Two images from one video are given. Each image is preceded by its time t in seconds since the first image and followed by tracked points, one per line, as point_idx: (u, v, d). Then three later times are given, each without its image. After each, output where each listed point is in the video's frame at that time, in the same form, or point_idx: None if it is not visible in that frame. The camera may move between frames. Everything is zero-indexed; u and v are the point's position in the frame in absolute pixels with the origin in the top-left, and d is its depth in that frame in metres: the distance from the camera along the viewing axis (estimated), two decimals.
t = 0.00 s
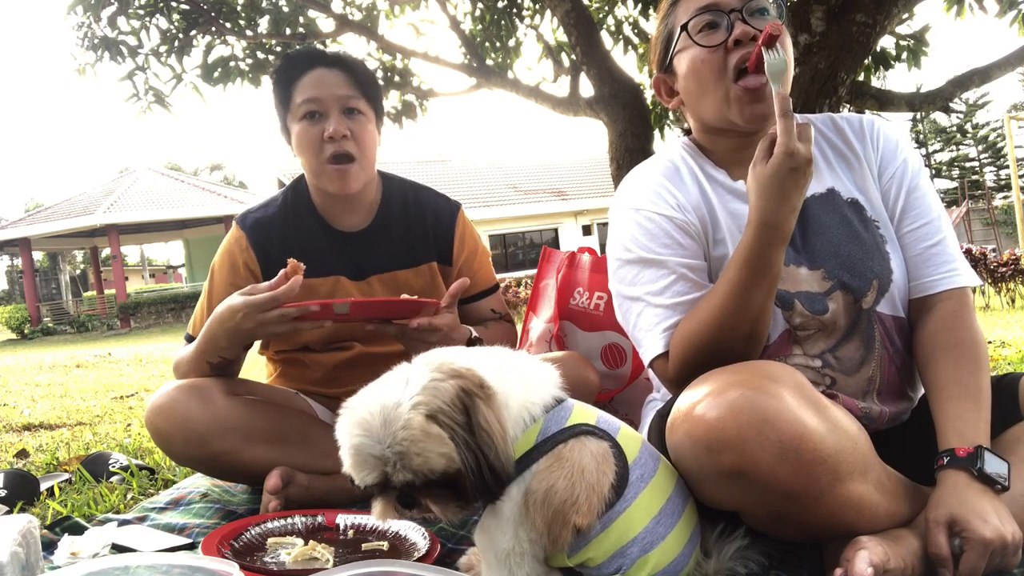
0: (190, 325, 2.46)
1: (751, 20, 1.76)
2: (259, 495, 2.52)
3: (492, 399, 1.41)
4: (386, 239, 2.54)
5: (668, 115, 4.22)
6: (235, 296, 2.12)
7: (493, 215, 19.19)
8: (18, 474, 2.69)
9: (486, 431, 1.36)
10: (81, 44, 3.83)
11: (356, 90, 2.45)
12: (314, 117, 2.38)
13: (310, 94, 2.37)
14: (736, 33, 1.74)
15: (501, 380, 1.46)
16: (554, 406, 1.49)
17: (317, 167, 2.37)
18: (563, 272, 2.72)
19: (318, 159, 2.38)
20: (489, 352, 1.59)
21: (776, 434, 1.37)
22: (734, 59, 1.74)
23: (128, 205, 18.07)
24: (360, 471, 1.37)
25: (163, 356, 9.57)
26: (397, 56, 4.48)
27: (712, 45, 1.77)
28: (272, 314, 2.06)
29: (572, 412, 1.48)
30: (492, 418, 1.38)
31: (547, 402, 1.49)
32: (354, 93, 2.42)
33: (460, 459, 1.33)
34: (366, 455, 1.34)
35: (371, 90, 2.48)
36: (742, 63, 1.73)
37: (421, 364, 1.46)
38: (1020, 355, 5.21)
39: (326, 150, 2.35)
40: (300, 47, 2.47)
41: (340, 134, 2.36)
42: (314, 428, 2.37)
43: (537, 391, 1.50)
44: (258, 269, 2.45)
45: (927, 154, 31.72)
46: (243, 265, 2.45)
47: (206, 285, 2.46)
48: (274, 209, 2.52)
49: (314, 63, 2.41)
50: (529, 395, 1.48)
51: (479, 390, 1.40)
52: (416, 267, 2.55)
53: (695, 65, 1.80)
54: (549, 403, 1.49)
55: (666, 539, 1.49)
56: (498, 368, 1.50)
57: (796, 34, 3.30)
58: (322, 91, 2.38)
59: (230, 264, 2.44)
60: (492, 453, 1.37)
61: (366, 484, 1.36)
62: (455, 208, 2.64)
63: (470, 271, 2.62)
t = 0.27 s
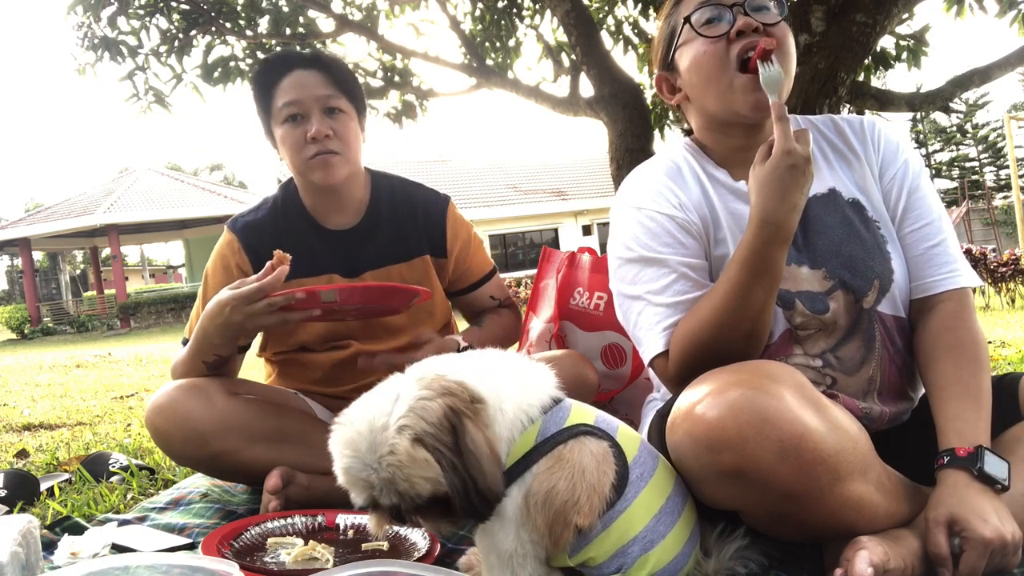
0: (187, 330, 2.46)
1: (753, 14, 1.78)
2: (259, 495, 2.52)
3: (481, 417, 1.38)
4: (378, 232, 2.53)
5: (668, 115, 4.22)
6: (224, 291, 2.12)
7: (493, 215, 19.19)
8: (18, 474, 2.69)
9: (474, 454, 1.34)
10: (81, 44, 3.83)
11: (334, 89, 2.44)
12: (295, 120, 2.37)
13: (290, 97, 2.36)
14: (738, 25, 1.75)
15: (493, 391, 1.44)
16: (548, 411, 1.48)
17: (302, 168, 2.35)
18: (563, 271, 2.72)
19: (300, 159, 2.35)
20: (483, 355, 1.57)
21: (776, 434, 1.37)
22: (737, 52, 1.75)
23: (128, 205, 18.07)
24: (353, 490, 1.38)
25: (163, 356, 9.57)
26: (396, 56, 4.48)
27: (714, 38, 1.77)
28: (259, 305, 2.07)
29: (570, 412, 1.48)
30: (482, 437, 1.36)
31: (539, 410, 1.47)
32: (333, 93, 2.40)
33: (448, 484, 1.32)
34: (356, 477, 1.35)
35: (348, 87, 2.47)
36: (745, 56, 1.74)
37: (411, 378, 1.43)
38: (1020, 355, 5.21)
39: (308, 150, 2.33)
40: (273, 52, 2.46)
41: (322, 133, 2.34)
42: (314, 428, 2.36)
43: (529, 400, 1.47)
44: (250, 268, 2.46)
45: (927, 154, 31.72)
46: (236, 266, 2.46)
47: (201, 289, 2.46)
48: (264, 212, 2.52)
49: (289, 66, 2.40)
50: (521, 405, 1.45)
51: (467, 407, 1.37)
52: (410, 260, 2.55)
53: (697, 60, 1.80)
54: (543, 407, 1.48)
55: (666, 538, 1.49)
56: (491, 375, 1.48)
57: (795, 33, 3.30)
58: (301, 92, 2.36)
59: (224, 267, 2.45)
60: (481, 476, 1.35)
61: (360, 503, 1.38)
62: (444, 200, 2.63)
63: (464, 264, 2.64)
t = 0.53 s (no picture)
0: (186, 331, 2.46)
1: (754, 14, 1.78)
2: (259, 496, 2.52)
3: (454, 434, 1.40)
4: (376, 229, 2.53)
5: (668, 115, 4.22)
6: (218, 291, 2.13)
7: (493, 215, 19.18)
8: (18, 474, 2.69)
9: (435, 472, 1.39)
10: (81, 44, 3.83)
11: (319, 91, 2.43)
12: (284, 125, 2.37)
13: (278, 101, 2.36)
14: (739, 24, 1.75)
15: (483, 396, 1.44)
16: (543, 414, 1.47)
17: (296, 173, 2.36)
18: (563, 271, 2.72)
19: (292, 164, 2.36)
20: (480, 356, 1.57)
21: (776, 433, 1.37)
22: (738, 51, 1.75)
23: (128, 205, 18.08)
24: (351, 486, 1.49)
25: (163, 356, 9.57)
26: (396, 56, 4.48)
27: (715, 37, 1.77)
28: (252, 304, 2.09)
29: (570, 412, 1.48)
30: (448, 456, 1.39)
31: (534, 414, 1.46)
32: (318, 95, 2.40)
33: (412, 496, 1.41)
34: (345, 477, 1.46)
35: (333, 89, 2.46)
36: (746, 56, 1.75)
37: (398, 377, 1.47)
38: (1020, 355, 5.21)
39: (299, 154, 2.33)
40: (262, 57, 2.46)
41: (311, 137, 2.34)
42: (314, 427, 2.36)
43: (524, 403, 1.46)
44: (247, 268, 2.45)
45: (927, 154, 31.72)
46: (233, 266, 2.44)
47: (199, 291, 2.45)
48: (260, 213, 2.52)
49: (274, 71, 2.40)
50: (515, 409, 1.44)
51: (440, 425, 1.38)
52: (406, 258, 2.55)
53: (698, 60, 1.81)
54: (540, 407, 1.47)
55: (667, 538, 1.49)
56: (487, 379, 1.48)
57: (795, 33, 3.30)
58: (287, 98, 2.36)
59: (220, 268, 2.44)
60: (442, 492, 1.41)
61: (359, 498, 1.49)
62: (440, 196, 2.65)
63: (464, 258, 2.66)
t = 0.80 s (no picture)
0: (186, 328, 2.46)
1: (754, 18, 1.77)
2: (259, 496, 2.52)
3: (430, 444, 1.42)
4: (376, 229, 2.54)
5: (668, 115, 4.21)
6: (217, 297, 2.13)
7: (493, 215, 19.18)
8: (18, 474, 2.69)
9: (410, 483, 1.41)
10: (81, 44, 3.82)
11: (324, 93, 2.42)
12: (286, 128, 2.36)
13: (280, 102, 2.35)
14: (737, 29, 1.75)
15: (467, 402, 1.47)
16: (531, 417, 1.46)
17: (297, 176, 2.36)
18: (563, 271, 2.72)
19: (293, 167, 2.36)
20: (477, 359, 1.60)
21: (776, 433, 1.37)
22: (733, 58, 1.75)
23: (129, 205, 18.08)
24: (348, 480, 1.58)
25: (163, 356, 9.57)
26: (397, 56, 4.48)
27: (714, 41, 1.77)
28: (254, 309, 2.08)
29: (569, 411, 1.48)
30: (422, 466, 1.41)
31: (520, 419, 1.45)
32: (322, 98, 2.39)
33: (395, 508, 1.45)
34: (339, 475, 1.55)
35: (337, 91, 2.45)
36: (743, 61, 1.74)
37: (384, 385, 1.53)
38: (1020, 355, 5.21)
39: (300, 158, 2.33)
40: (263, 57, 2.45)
41: (313, 140, 2.34)
42: (314, 427, 2.36)
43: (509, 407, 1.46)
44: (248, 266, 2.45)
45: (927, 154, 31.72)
46: (234, 264, 2.44)
47: (200, 290, 2.44)
48: (260, 214, 2.51)
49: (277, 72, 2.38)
50: (501, 411, 1.45)
51: (412, 436, 1.41)
52: (397, 263, 2.54)
53: (697, 63, 1.81)
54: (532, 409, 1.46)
55: (667, 538, 1.49)
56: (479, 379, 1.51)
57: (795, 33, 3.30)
58: (289, 100, 2.34)
59: (221, 267, 2.43)
60: (421, 502, 1.44)
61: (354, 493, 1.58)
62: (438, 195, 2.64)
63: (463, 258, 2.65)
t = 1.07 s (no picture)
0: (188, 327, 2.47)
1: (754, 21, 1.76)
2: (259, 496, 2.52)
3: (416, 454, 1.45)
4: (375, 234, 2.52)
5: (668, 115, 4.21)
6: (216, 300, 2.12)
7: (493, 215, 19.18)
8: (18, 474, 2.69)
9: (395, 494, 1.45)
10: (81, 44, 3.82)
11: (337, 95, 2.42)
12: (298, 126, 2.36)
13: (293, 101, 2.35)
14: (737, 35, 1.73)
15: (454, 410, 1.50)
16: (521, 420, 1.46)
17: (306, 176, 2.36)
18: (563, 271, 2.72)
19: (303, 168, 2.36)
20: (473, 362, 1.63)
21: (776, 433, 1.37)
22: (732, 63, 1.75)
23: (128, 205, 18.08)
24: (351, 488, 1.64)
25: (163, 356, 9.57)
26: (397, 56, 4.48)
27: (714, 46, 1.77)
28: (252, 312, 2.07)
29: (566, 411, 1.49)
30: (406, 477, 1.45)
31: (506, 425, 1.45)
32: (336, 99, 2.39)
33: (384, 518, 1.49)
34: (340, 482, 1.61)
35: (352, 94, 2.45)
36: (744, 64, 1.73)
37: (376, 399, 1.59)
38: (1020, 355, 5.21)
39: (312, 159, 2.33)
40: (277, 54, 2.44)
41: (324, 141, 2.34)
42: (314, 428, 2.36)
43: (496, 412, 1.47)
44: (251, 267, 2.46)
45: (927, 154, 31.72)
46: (237, 265, 2.46)
47: (201, 290, 2.46)
48: (266, 213, 2.52)
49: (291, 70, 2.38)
50: (488, 416, 1.46)
51: (394, 448, 1.45)
52: (399, 265, 2.53)
53: (697, 67, 1.81)
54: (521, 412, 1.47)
55: (667, 537, 1.49)
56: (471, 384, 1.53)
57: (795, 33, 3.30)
58: (304, 99, 2.35)
59: (225, 266, 2.45)
60: (407, 513, 1.48)
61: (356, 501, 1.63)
62: (447, 201, 2.63)
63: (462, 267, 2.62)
